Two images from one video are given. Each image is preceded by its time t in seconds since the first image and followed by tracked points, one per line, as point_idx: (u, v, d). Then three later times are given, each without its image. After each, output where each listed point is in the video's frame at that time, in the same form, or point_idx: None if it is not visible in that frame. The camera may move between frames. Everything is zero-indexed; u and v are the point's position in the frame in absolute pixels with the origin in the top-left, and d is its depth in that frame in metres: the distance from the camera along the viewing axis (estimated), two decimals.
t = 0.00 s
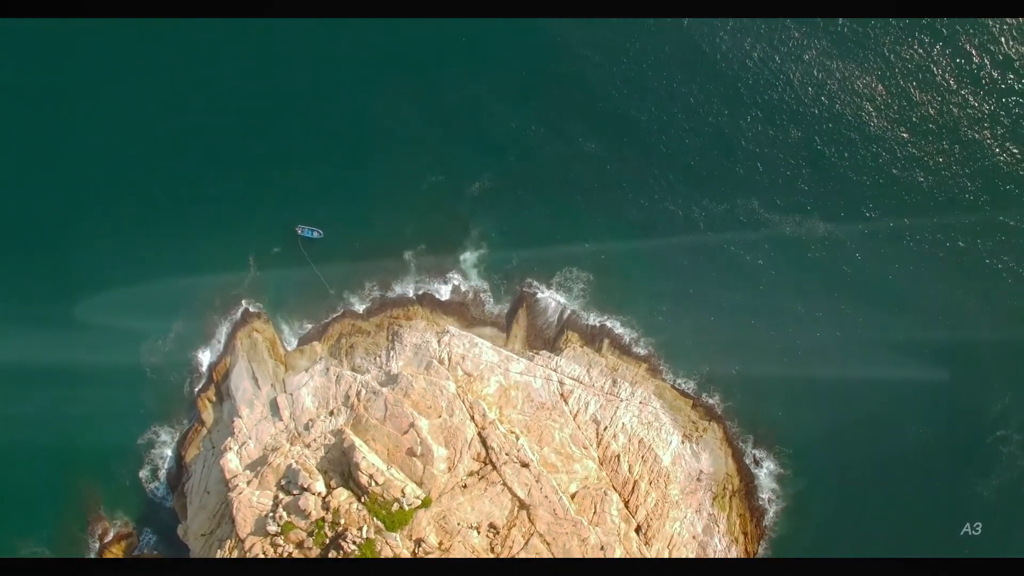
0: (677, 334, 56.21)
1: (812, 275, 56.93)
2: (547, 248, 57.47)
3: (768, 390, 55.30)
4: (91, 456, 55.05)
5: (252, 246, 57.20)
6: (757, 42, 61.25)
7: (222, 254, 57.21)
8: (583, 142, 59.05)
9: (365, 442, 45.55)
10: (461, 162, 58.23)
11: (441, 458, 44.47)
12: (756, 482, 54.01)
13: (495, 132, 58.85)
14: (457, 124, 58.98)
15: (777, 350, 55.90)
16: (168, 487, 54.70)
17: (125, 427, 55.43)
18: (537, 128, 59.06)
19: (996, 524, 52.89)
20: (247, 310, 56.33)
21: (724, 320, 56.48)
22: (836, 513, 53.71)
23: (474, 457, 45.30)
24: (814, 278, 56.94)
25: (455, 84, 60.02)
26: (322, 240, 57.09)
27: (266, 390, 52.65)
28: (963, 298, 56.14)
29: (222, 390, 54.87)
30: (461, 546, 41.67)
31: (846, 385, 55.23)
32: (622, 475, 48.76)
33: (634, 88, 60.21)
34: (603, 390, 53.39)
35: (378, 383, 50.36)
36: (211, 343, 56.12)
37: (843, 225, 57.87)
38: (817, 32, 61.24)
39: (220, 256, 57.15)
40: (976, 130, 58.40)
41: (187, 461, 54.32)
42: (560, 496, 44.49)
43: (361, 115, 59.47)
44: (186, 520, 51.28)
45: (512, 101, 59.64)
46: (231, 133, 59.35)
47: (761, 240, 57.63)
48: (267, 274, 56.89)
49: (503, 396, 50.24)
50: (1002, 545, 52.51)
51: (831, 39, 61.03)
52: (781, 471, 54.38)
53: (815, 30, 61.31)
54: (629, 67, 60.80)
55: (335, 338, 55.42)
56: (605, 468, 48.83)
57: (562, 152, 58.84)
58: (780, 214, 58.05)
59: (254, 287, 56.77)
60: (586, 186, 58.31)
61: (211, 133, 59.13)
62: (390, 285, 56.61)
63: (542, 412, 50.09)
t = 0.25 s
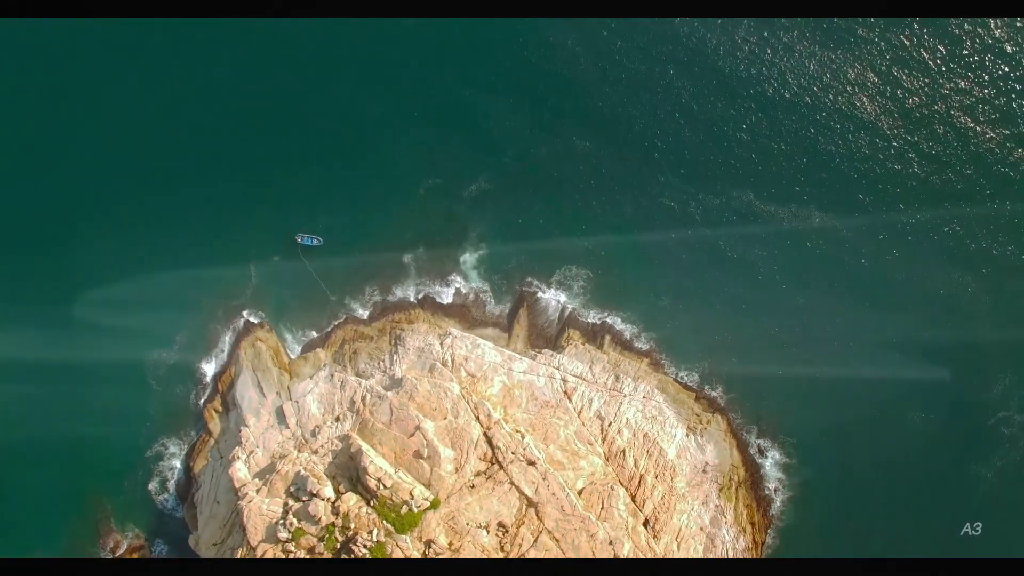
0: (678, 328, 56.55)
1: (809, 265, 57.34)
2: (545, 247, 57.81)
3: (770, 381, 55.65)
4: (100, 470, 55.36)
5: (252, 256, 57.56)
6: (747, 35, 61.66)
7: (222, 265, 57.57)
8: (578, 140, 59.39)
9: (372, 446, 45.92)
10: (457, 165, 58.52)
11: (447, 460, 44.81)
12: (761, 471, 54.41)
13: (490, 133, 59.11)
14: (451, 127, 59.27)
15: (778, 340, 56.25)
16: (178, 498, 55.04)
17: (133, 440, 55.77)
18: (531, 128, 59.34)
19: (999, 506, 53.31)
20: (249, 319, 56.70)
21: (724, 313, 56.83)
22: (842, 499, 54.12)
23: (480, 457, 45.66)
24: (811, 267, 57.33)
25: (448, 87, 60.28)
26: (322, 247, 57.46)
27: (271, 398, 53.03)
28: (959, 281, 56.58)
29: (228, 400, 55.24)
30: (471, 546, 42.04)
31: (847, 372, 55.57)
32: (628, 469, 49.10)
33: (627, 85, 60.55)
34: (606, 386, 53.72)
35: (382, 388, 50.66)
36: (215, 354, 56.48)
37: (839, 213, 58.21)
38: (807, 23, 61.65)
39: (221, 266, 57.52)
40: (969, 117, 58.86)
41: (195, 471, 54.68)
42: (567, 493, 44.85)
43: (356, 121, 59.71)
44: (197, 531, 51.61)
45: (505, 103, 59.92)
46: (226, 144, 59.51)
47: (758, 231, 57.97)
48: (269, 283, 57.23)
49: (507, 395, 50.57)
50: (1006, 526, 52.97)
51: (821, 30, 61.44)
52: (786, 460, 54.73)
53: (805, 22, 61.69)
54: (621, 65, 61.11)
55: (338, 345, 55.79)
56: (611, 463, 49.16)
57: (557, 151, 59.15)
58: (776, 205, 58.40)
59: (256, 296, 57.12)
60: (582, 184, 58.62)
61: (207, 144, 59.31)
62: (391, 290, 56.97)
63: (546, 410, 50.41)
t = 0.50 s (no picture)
0: (679, 322, 56.89)
1: (807, 255, 57.66)
2: (544, 247, 58.11)
3: (772, 372, 55.95)
4: (110, 483, 55.76)
5: (254, 265, 57.91)
6: (739, 28, 61.96)
7: (224, 275, 57.92)
8: (573, 140, 59.73)
9: (379, 449, 46.31)
10: (453, 168, 58.78)
11: (454, 460, 45.15)
12: (766, 462, 54.78)
13: (485, 135, 59.37)
14: (447, 130, 59.56)
15: (778, 331, 56.60)
16: (188, 508, 55.39)
17: (142, 452, 56.13)
18: (527, 129, 59.64)
19: (1004, 489, 53.63)
20: (252, 329, 57.06)
21: (724, 306, 57.19)
22: (847, 487, 54.43)
23: (487, 457, 46.04)
24: (809, 258, 57.66)
25: (442, 90, 60.60)
26: (323, 254, 57.85)
27: (278, 406, 53.41)
28: (956, 266, 56.97)
29: (234, 409, 55.60)
30: (480, 545, 42.43)
31: (848, 360, 55.92)
32: (634, 464, 49.44)
33: (620, 83, 60.87)
34: (609, 382, 54.06)
35: (387, 392, 50.99)
36: (220, 364, 56.80)
37: (835, 203, 58.50)
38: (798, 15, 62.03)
39: (223, 277, 57.86)
40: (964, 111, 58.99)
41: (204, 481, 55.03)
42: (574, 490, 45.21)
43: (352, 127, 60.04)
44: (208, 540, 51.96)
45: (499, 104, 60.21)
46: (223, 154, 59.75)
47: (755, 224, 58.29)
48: (271, 292, 57.59)
49: (511, 395, 50.93)
50: (1010, 511, 53.26)
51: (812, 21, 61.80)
52: (791, 450, 55.08)
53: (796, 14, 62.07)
54: (613, 63, 61.44)
55: (342, 350, 56.13)
56: (617, 458, 49.50)
57: (552, 150, 59.46)
58: (772, 197, 58.71)
59: (259, 305, 57.46)
60: (579, 183, 58.97)
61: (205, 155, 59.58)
62: (392, 294, 57.30)
63: (551, 408, 50.77)
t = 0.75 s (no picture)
0: (679, 317, 57.27)
1: (804, 246, 58.01)
2: (542, 247, 58.46)
3: (773, 363, 56.31)
4: (120, 495, 56.15)
5: (255, 274, 58.25)
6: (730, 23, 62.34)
7: (225, 285, 58.17)
8: (568, 138, 60.07)
9: (385, 452, 46.69)
10: (449, 170, 59.03)
11: (460, 461, 45.53)
12: (770, 452, 55.15)
13: (481, 137, 59.60)
14: (442, 133, 59.74)
15: (778, 322, 56.90)
16: (198, 518, 55.72)
17: (150, 463, 56.50)
18: (521, 129, 59.96)
19: (1005, 471, 54.04)
20: (255, 337, 57.40)
21: (723, 299, 57.52)
22: (851, 475, 54.82)
23: (493, 456, 46.40)
24: (806, 248, 57.99)
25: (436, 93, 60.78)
26: (323, 261, 58.21)
27: (283, 413, 53.78)
28: (951, 252, 57.35)
29: (240, 418, 55.96)
30: (489, 544, 42.86)
31: (848, 349, 56.25)
32: (639, 458, 49.79)
33: (613, 81, 61.18)
34: (612, 378, 54.36)
35: (392, 395, 51.34)
36: (225, 373, 57.15)
37: (831, 193, 58.84)
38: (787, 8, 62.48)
39: (224, 286, 58.15)
40: (955, 97, 59.38)
41: (213, 491, 55.40)
42: (581, 486, 45.60)
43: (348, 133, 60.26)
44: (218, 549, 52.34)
45: (493, 105, 60.43)
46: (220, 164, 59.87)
47: (752, 216, 58.61)
48: (273, 300, 57.94)
49: (515, 394, 51.30)
50: (1012, 494, 53.67)
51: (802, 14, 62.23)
52: (794, 440, 55.42)
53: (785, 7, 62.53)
54: (606, 61, 61.74)
55: (345, 356, 56.48)
56: (622, 454, 49.85)
57: (547, 150, 59.75)
58: (768, 189, 59.01)
59: (261, 313, 57.80)
60: (575, 182, 59.32)
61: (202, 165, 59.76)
62: (393, 298, 57.64)
63: (555, 406, 51.12)
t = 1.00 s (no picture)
0: (679, 311, 57.64)
1: (801, 236, 58.34)
2: (541, 246, 58.78)
3: (774, 354, 56.66)
4: (131, 506, 56.51)
5: (257, 283, 58.61)
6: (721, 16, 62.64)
7: (228, 295, 58.52)
8: (563, 137, 60.41)
9: (392, 455, 47.05)
10: (446, 173, 59.36)
11: (467, 461, 45.93)
12: (775, 443, 55.45)
13: (477, 139, 59.97)
14: (438, 136, 60.08)
15: (778, 313, 57.26)
16: (208, 527, 56.07)
17: (160, 474, 56.90)
18: (516, 130, 60.38)
19: (1006, 454, 54.53)
20: (259, 346, 57.72)
21: (723, 292, 57.86)
22: (854, 463, 55.22)
23: (499, 456, 46.73)
24: (803, 239, 58.34)
25: (430, 96, 61.03)
26: (324, 268, 58.59)
27: (289, 420, 54.13)
28: (947, 237, 57.74)
29: (247, 426, 56.31)
30: (498, 543, 43.28)
31: (848, 337, 56.62)
32: (644, 453, 50.15)
33: (606, 78, 61.49)
34: (615, 374, 54.62)
35: (396, 399, 51.71)
36: (230, 383, 57.50)
37: (826, 183, 59.17)
38: None
39: (227, 296, 58.50)
40: (947, 83, 59.73)
41: (222, 500, 55.77)
42: (587, 482, 45.95)
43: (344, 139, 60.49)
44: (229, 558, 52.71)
45: (488, 106, 60.80)
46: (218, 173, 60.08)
47: (748, 209, 58.97)
48: (275, 308, 58.30)
49: (519, 393, 51.67)
50: (1014, 477, 54.13)
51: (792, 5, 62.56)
52: (798, 430, 55.73)
53: None
54: (598, 58, 62.00)
55: (349, 361, 56.78)
56: (627, 449, 50.19)
57: (543, 149, 60.10)
58: (764, 181, 59.35)
59: (265, 322, 58.18)
60: (571, 180, 59.69)
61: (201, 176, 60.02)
62: (394, 302, 57.98)
63: (559, 404, 51.47)
